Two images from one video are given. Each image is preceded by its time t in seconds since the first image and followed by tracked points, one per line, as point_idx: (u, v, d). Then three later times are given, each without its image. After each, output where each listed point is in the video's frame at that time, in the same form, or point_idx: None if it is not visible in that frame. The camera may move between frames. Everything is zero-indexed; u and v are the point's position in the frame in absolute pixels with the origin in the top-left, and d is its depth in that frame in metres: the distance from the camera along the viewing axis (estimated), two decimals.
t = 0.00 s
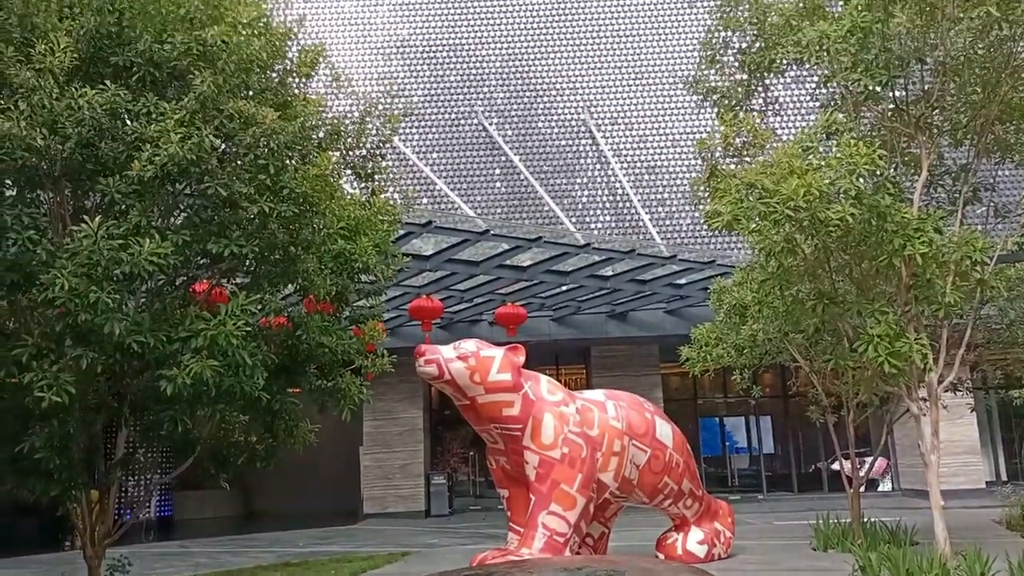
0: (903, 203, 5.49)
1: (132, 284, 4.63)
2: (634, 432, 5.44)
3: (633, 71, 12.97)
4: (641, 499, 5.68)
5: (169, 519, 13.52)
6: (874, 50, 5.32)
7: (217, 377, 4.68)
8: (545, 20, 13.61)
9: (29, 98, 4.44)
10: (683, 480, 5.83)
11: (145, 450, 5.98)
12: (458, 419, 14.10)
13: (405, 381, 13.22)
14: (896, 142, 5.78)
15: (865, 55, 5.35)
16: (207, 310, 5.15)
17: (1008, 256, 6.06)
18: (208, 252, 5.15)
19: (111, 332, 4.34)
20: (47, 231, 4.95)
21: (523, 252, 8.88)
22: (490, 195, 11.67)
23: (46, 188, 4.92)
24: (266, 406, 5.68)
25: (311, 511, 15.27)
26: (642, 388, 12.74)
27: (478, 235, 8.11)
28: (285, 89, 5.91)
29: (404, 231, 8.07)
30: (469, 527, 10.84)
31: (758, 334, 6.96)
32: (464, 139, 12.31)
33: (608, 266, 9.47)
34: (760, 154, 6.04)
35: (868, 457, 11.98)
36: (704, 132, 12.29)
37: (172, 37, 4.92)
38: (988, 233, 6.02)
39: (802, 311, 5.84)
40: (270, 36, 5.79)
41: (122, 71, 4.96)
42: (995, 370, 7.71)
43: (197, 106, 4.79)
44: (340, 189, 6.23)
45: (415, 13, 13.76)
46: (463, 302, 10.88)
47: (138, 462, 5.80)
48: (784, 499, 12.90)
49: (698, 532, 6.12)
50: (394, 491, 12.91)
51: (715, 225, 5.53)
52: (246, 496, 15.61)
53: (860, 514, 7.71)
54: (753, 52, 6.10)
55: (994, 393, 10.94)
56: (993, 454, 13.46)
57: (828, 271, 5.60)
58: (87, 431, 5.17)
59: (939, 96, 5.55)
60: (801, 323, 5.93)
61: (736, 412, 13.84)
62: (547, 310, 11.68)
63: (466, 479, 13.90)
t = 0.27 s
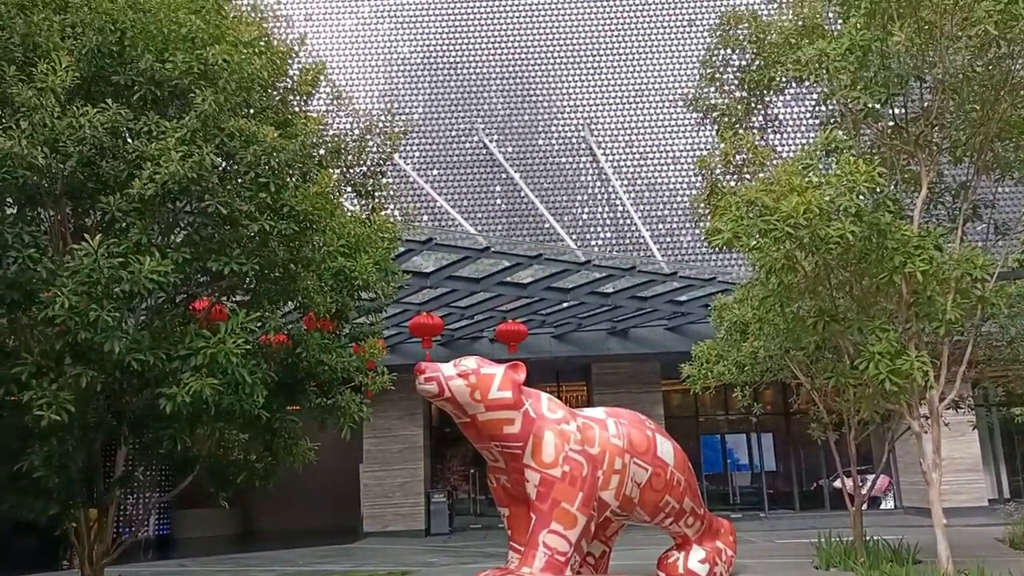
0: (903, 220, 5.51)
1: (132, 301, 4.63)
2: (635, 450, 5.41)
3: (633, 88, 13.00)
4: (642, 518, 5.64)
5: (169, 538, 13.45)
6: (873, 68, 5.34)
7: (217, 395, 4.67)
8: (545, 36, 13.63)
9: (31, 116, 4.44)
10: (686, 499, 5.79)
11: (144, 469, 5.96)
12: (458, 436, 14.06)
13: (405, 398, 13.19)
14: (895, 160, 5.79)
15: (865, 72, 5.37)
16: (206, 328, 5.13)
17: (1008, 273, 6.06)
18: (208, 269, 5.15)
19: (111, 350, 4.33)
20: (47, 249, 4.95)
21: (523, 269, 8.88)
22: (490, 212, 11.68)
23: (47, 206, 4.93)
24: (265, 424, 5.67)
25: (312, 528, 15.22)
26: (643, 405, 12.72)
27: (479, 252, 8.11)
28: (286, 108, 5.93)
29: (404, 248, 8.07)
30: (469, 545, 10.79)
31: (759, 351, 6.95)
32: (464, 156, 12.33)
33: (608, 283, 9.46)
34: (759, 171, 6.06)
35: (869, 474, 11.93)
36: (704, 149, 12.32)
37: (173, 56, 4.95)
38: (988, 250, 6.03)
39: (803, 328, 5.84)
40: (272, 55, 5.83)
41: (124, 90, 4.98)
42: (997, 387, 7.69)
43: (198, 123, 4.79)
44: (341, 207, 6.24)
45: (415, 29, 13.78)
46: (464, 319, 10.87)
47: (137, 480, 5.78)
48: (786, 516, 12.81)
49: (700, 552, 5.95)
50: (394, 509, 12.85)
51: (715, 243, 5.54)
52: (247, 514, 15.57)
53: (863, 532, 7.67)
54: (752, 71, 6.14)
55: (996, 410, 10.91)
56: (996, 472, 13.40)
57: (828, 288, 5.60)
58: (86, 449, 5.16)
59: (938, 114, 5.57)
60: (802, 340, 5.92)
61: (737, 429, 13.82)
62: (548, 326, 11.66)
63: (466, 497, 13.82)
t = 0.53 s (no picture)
0: (900, 239, 5.53)
1: (132, 320, 4.63)
2: (635, 468, 5.40)
3: (632, 106, 13.02)
4: (643, 536, 5.62)
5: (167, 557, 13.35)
6: (871, 87, 5.40)
7: (217, 414, 4.67)
8: (545, 54, 13.63)
9: (33, 136, 4.47)
10: (686, 517, 5.77)
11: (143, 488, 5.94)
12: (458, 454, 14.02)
13: (405, 416, 13.17)
14: (891, 178, 5.83)
15: (862, 92, 5.42)
16: (207, 346, 5.12)
17: (1007, 291, 6.07)
18: (208, 288, 5.16)
19: (111, 368, 4.34)
20: (48, 268, 4.97)
21: (523, 286, 8.88)
22: (490, 232, 11.68)
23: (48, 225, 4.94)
24: (265, 442, 5.66)
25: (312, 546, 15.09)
26: (643, 423, 12.69)
27: (479, 269, 8.12)
28: (287, 127, 5.96)
29: (404, 266, 8.08)
30: (469, 564, 10.73)
31: (759, 369, 6.94)
32: (464, 175, 12.34)
33: (608, 300, 9.47)
34: (758, 190, 6.09)
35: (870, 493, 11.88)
36: (703, 168, 12.37)
37: (175, 76, 4.99)
38: (987, 268, 6.05)
39: (801, 345, 5.86)
40: (273, 76, 5.88)
41: (126, 110, 5.01)
42: (996, 405, 7.68)
43: (199, 143, 4.83)
44: (341, 226, 6.26)
45: (415, 47, 13.76)
46: (464, 337, 10.86)
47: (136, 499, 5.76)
48: (787, 535, 12.75)
49: (701, 571, 5.95)
50: (393, 527, 12.79)
51: (713, 261, 5.56)
52: (246, 532, 15.46)
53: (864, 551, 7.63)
54: (750, 90, 6.19)
55: (996, 428, 10.88)
56: (997, 490, 13.34)
57: (827, 306, 5.61)
58: (86, 468, 5.15)
59: (935, 133, 5.60)
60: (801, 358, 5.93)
61: (737, 446, 13.80)
62: (548, 344, 11.66)
63: (466, 516, 13.73)
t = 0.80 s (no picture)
0: (899, 260, 5.54)
1: (132, 342, 4.64)
2: (635, 490, 5.37)
3: (641, 101, 11.82)
4: (643, 559, 5.59)
5: None
6: (869, 108, 5.46)
7: (215, 436, 4.67)
8: (545, 40, 12.33)
9: (34, 157, 4.47)
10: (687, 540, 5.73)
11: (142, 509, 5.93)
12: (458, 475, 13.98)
13: (404, 437, 13.08)
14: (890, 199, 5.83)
15: (860, 113, 5.49)
16: (207, 369, 5.07)
17: (1007, 312, 6.06)
18: (208, 309, 5.16)
19: (110, 390, 4.35)
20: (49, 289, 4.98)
21: (523, 307, 8.88)
22: (487, 248, 10.94)
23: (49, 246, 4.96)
24: (264, 464, 5.65)
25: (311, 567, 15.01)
26: (643, 444, 12.65)
27: (479, 290, 8.10)
28: (288, 148, 5.95)
29: (404, 286, 8.08)
30: None
31: (759, 390, 6.93)
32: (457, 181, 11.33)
33: (608, 320, 9.46)
34: (757, 211, 6.10)
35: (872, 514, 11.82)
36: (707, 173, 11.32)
37: (177, 99, 5.01)
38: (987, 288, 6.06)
39: (802, 367, 5.73)
40: (274, 98, 5.90)
41: (127, 132, 5.03)
42: (998, 426, 7.66)
43: (201, 165, 4.83)
44: (341, 247, 6.27)
45: (401, 29, 12.35)
46: (463, 357, 10.83)
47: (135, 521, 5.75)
48: (789, 556, 12.63)
49: None
50: (392, 549, 12.73)
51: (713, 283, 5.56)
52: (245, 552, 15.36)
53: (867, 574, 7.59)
54: (747, 112, 6.22)
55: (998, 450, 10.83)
56: (1000, 512, 13.25)
57: (827, 327, 5.61)
58: (84, 490, 5.15)
59: (933, 154, 5.62)
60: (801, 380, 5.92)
61: (738, 467, 13.78)
62: (548, 364, 11.63)
63: (466, 537, 13.66)
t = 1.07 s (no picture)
0: (899, 281, 5.53)
1: (130, 364, 4.63)
2: (635, 512, 5.34)
3: (643, 124, 11.76)
4: None
5: None
6: (867, 130, 5.47)
7: (213, 458, 4.66)
8: (547, 65, 12.31)
9: (34, 179, 4.48)
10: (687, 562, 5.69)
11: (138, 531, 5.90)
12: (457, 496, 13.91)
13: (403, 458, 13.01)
14: (889, 220, 5.83)
15: (858, 135, 5.50)
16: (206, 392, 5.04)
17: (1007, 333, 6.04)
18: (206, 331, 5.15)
19: (108, 412, 4.34)
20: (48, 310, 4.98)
21: (523, 327, 8.86)
22: (487, 267, 10.74)
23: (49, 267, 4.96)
24: (261, 486, 5.62)
25: None
26: (643, 465, 12.60)
27: (479, 310, 8.11)
28: (287, 169, 5.96)
29: (404, 306, 8.07)
30: None
31: (759, 410, 6.90)
32: (458, 203, 11.20)
33: (608, 341, 9.45)
34: (756, 233, 6.10)
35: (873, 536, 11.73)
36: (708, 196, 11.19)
37: (178, 121, 5.03)
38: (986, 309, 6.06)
39: (803, 388, 5.59)
40: (274, 120, 5.92)
41: (128, 154, 5.03)
42: (1000, 447, 7.62)
43: (200, 187, 4.84)
44: (341, 268, 6.26)
45: (404, 54, 12.36)
46: (463, 378, 10.80)
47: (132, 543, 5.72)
48: None
49: None
50: (391, 571, 12.66)
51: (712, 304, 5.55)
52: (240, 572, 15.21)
53: None
54: (746, 133, 6.24)
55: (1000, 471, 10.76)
56: (1003, 535, 13.16)
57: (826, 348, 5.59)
58: (81, 511, 5.12)
59: (931, 175, 5.62)
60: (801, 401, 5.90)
61: (739, 489, 13.72)
62: (548, 385, 11.60)
63: (466, 559, 13.30)
